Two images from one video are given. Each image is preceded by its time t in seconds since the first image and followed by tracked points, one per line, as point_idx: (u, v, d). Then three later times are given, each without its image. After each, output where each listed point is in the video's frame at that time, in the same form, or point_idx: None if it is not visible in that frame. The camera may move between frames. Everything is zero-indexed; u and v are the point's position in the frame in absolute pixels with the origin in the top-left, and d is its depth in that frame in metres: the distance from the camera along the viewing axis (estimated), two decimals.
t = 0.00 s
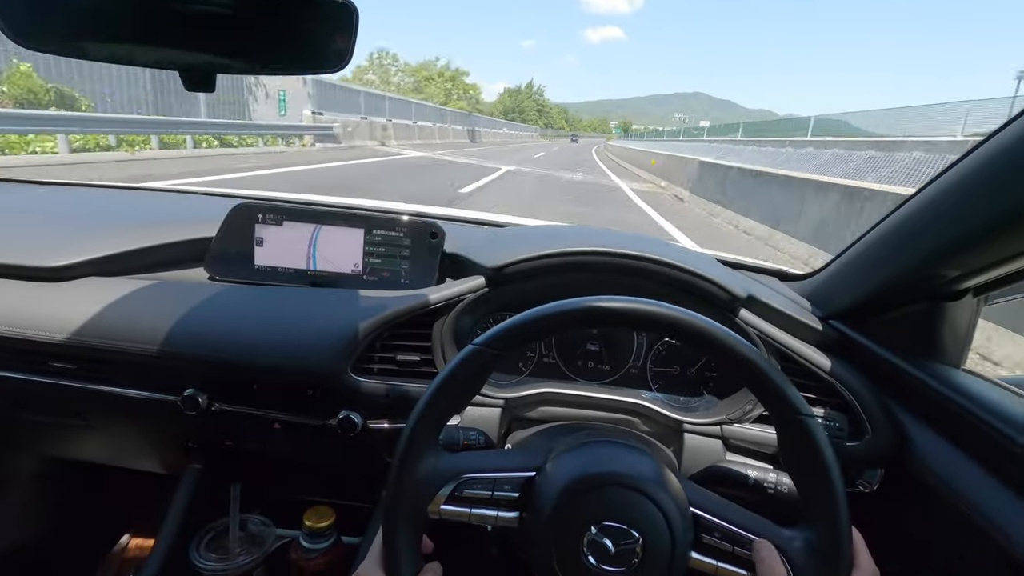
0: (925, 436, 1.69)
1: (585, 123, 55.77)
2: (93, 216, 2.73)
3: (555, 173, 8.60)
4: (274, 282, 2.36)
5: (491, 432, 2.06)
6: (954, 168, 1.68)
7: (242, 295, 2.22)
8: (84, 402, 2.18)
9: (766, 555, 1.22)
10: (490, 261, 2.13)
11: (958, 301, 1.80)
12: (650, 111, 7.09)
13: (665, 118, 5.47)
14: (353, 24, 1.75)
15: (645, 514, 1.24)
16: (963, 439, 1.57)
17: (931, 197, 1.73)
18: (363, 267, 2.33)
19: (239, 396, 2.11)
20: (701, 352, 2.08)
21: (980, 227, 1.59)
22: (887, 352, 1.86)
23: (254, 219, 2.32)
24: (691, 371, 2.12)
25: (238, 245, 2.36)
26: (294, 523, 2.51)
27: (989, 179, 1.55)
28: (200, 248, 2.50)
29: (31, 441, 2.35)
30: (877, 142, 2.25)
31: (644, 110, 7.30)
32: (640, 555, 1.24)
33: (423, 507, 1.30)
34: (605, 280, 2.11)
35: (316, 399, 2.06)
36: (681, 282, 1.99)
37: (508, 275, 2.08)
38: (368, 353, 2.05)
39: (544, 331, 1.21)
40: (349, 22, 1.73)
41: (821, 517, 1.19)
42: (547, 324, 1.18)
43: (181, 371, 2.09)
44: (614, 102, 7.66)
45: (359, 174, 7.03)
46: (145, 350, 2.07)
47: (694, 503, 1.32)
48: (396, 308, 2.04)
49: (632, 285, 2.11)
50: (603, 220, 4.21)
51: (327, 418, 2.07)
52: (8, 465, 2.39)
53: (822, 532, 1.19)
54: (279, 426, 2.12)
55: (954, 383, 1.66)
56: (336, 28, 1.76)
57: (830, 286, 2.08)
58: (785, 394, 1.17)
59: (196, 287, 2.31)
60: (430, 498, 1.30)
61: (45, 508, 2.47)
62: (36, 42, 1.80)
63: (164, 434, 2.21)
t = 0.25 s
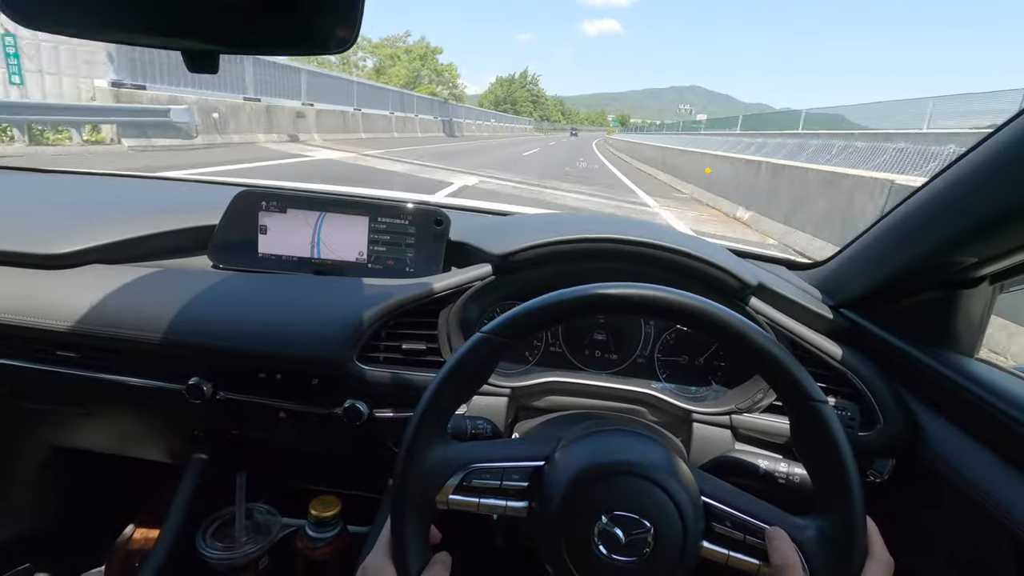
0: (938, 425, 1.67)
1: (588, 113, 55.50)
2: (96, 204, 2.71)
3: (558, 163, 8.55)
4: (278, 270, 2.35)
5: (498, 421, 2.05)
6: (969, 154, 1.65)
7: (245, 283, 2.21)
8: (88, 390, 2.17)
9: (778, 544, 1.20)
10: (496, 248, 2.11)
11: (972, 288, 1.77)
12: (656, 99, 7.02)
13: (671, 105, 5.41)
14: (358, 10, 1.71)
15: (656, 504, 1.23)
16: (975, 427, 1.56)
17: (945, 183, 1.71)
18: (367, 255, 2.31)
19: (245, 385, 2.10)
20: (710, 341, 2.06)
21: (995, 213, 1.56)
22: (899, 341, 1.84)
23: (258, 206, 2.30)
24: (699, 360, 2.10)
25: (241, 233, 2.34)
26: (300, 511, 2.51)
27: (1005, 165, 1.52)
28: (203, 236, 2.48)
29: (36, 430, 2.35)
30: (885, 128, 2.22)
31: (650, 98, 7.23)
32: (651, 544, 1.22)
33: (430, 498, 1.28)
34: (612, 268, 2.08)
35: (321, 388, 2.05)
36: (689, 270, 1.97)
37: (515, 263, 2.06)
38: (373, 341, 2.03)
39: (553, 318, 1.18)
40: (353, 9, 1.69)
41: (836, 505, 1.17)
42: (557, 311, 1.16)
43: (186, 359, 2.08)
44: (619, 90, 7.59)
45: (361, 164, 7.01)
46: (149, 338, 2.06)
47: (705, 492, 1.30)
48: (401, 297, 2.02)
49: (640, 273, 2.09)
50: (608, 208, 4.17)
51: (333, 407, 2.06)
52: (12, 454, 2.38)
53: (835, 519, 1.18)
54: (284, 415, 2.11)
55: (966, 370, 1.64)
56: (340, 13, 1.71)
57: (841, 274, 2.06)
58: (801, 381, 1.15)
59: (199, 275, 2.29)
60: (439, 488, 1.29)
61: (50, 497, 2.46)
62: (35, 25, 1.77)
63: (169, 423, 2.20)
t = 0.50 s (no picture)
0: (947, 399, 1.63)
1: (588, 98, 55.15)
2: (86, 185, 2.66)
3: (559, 146, 8.47)
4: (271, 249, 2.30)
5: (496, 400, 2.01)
6: (983, 119, 1.59)
7: (235, 262, 2.16)
8: (81, 371, 2.14)
9: (782, 524, 1.16)
10: (493, 223, 2.06)
11: (984, 259, 1.71)
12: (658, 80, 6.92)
13: (673, 86, 5.32)
14: None
15: (657, 479, 1.19)
16: (986, 400, 1.51)
17: (957, 150, 1.65)
18: (362, 233, 2.26)
19: (238, 365, 2.06)
20: (712, 317, 2.02)
21: (1010, 179, 1.51)
22: (906, 314, 1.79)
23: (249, 184, 2.25)
24: (702, 337, 2.06)
25: (232, 211, 2.29)
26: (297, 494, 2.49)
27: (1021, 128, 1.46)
28: (195, 216, 2.43)
29: (28, 411, 2.32)
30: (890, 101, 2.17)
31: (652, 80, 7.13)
32: (652, 521, 1.18)
33: (425, 473, 1.25)
34: (612, 243, 2.03)
35: (315, 367, 2.01)
36: (691, 244, 1.92)
37: (512, 238, 2.01)
38: (368, 320, 1.99)
39: (548, 287, 1.14)
40: None
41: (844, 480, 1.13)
42: (552, 279, 1.12)
43: (177, 339, 2.04)
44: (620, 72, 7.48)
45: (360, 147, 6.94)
46: (140, 318, 2.02)
47: (708, 470, 1.26)
48: (395, 274, 1.98)
49: (640, 249, 2.04)
50: (610, 190, 4.11)
51: (328, 387, 2.02)
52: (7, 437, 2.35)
53: (842, 497, 1.14)
54: (278, 395, 2.07)
55: (976, 342, 1.60)
56: None
57: (846, 249, 2.01)
58: (805, 349, 1.11)
59: (191, 254, 2.24)
60: (433, 463, 1.25)
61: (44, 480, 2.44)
62: None
63: (163, 404, 2.17)
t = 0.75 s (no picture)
0: (946, 439, 1.65)
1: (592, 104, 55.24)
2: (97, 203, 2.69)
3: (562, 157, 8.51)
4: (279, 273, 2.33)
5: (500, 428, 2.03)
6: (988, 167, 1.62)
7: (244, 287, 2.19)
8: (89, 392, 2.16)
9: (783, 565, 1.18)
10: (500, 256, 2.09)
11: (986, 305, 1.73)
12: (663, 94, 6.94)
13: (679, 102, 5.34)
14: None
15: (660, 524, 1.21)
16: (983, 443, 1.54)
17: (962, 195, 1.68)
18: (370, 258, 2.30)
19: (245, 389, 2.08)
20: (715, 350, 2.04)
21: (1011, 227, 1.53)
22: (906, 353, 1.81)
23: (261, 208, 2.30)
24: (704, 368, 2.08)
25: (242, 234, 2.33)
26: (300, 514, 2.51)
27: None
28: (205, 237, 2.46)
29: (36, 430, 2.34)
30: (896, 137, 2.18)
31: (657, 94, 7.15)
32: (654, 565, 1.21)
33: (433, 510, 1.28)
34: (618, 276, 2.06)
35: (322, 393, 2.03)
36: (696, 281, 1.94)
37: (519, 271, 2.04)
38: (375, 348, 2.02)
39: (556, 336, 1.16)
40: None
41: (844, 530, 1.15)
42: (561, 329, 1.14)
43: (186, 363, 2.06)
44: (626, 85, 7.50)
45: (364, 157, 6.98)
46: (151, 342, 2.04)
47: (710, 513, 1.27)
48: (402, 305, 2.00)
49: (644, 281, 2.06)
50: (614, 208, 4.12)
51: (334, 413, 2.04)
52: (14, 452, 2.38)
53: (843, 544, 1.16)
54: (284, 420, 2.10)
55: (975, 386, 1.62)
56: (345, 2, 1.65)
57: (850, 284, 2.03)
58: (808, 402, 1.13)
59: (201, 277, 2.27)
60: (441, 501, 1.28)
61: (50, 497, 2.46)
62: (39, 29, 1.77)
63: (170, 426, 2.19)
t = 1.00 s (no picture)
0: (955, 429, 1.64)
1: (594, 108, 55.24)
2: (102, 201, 2.69)
3: (565, 161, 8.52)
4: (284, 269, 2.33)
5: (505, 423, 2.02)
6: (995, 156, 1.61)
7: (249, 282, 2.19)
8: (94, 389, 2.16)
9: (793, 549, 1.17)
10: (504, 249, 2.08)
11: (994, 293, 1.73)
12: (665, 96, 6.95)
13: (680, 103, 5.34)
14: None
15: (668, 513, 1.20)
16: (993, 433, 1.53)
17: (968, 185, 1.67)
18: (374, 254, 2.30)
19: (250, 384, 2.08)
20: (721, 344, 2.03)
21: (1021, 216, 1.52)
22: (914, 344, 1.80)
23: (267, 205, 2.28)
24: (710, 362, 2.07)
25: (247, 231, 2.33)
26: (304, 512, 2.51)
27: None
28: (210, 234, 2.46)
29: (41, 427, 2.34)
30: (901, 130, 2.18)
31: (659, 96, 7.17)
32: (663, 553, 1.20)
33: (436, 510, 1.26)
34: (623, 269, 2.06)
35: (328, 388, 2.03)
36: (701, 272, 1.94)
37: (524, 264, 2.03)
38: (380, 342, 2.01)
39: (561, 323, 1.16)
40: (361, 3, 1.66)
41: (854, 515, 1.14)
42: (566, 315, 1.14)
43: (191, 358, 2.06)
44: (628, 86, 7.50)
45: (368, 161, 7.00)
46: (156, 337, 2.04)
47: (719, 498, 1.27)
48: (406, 298, 1.99)
49: (649, 275, 2.06)
50: (617, 207, 4.12)
51: (339, 408, 2.05)
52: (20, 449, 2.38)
53: (853, 528, 1.15)
54: (289, 415, 2.09)
55: (983, 375, 1.61)
56: (348, 9, 1.70)
57: (856, 277, 2.02)
58: (815, 385, 1.12)
59: (205, 273, 2.27)
60: (445, 500, 1.26)
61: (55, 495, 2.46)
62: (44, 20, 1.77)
63: (175, 422, 2.19)
